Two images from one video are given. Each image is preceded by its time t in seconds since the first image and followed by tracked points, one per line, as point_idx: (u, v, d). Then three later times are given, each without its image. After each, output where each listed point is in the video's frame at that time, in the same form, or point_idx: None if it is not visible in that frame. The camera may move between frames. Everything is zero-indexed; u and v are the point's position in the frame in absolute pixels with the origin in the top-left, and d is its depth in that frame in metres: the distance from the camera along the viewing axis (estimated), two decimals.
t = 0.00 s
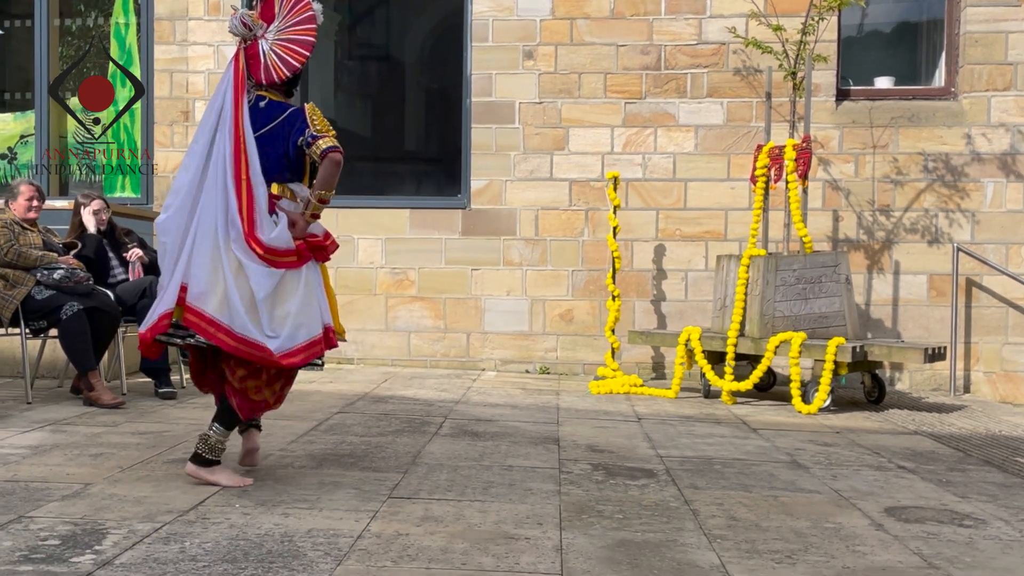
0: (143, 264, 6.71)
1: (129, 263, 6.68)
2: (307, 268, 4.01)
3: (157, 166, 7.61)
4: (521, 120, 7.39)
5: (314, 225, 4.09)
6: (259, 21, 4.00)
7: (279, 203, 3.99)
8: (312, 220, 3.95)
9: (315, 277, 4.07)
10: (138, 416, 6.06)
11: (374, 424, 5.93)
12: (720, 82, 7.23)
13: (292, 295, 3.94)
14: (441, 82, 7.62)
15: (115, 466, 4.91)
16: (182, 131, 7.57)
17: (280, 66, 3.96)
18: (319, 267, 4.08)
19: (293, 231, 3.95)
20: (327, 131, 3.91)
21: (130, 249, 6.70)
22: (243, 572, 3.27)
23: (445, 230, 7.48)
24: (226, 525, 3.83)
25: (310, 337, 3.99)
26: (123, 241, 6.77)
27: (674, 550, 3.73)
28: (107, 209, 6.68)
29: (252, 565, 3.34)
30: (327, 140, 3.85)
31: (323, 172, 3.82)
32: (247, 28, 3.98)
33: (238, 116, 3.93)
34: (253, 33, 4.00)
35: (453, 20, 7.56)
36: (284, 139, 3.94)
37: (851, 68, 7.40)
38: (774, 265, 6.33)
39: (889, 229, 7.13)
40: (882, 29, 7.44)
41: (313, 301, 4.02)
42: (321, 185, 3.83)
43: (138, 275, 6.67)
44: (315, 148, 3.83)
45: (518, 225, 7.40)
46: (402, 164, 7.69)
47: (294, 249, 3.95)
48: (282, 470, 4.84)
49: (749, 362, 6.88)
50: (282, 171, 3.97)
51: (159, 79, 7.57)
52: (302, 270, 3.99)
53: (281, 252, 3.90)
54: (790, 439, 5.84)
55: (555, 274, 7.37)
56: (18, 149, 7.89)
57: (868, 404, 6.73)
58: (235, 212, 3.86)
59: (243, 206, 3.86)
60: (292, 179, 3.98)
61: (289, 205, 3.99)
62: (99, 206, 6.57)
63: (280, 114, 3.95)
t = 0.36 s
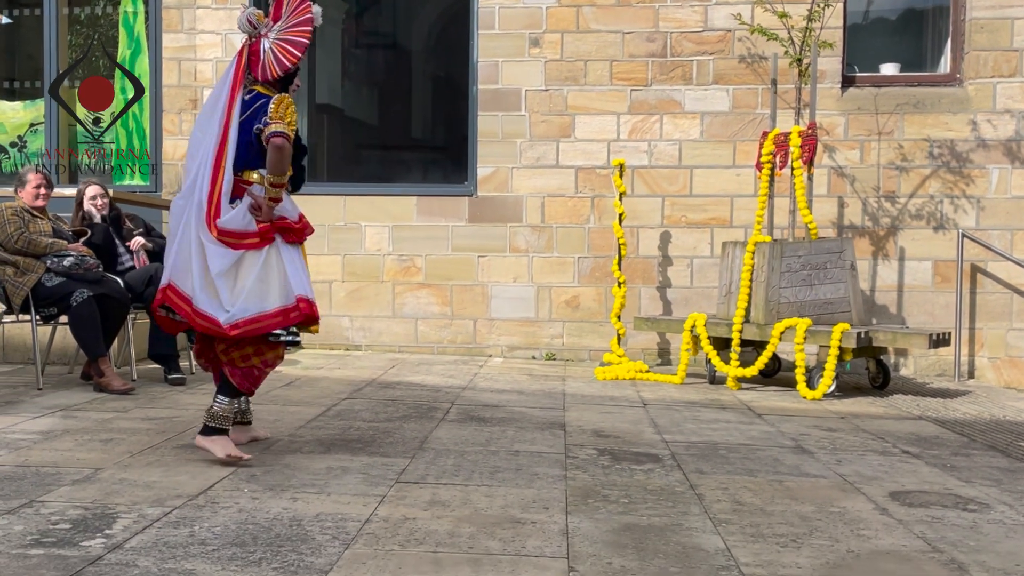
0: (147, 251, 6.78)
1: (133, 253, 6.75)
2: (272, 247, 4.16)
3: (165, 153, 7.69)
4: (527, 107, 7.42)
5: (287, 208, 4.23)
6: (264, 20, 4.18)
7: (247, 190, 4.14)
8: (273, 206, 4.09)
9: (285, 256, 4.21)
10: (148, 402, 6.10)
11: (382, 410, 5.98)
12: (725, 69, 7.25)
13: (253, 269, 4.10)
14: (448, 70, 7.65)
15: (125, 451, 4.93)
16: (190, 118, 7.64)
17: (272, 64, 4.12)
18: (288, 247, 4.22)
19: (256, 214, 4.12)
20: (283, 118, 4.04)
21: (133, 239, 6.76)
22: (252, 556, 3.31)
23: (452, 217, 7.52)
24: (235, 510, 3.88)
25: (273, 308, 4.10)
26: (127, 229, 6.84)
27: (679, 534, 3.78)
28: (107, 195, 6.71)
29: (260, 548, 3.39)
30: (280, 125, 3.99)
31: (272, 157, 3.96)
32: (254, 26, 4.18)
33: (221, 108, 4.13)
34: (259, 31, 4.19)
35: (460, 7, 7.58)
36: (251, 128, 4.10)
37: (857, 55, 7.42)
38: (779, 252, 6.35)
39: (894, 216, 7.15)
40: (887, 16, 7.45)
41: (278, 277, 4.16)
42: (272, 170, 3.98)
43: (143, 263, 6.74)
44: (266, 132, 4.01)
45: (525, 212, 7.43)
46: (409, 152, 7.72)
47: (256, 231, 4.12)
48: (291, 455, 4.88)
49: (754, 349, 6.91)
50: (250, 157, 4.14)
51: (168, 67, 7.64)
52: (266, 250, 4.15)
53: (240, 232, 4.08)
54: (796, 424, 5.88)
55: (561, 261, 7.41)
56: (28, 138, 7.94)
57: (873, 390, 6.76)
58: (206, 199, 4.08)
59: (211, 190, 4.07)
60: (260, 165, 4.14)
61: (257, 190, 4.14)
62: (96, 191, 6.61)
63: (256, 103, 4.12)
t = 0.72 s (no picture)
0: (159, 244, 6.81)
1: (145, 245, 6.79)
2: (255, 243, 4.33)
3: (173, 147, 7.75)
4: (533, 100, 7.45)
5: (277, 202, 4.38)
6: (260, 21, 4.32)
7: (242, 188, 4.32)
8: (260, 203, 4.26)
9: (271, 253, 4.36)
10: (159, 395, 6.15)
11: (390, 402, 6.03)
12: (731, 61, 7.27)
13: (233, 267, 4.31)
14: (454, 64, 7.68)
15: (135, 443, 4.97)
16: (199, 113, 7.71)
17: (265, 65, 4.27)
18: (274, 244, 4.37)
19: (245, 211, 4.31)
20: (264, 116, 4.18)
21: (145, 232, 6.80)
22: (263, 546, 3.36)
23: (458, 210, 7.56)
24: (246, 501, 3.93)
25: (249, 306, 4.31)
26: (140, 223, 6.86)
27: (686, 523, 3.81)
28: (122, 189, 6.77)
29: (271, 539, 3.44)
30: (259, 123, 4.13)
31: (251, 155, 4.12)
32: (251, 29, 4.34)
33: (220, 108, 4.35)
34: (257, 33, 4.34)
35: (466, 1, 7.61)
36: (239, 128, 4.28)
37: (862, 46, 7.44)
38: (785, 244, 6.45)
39: (899, 207, 7.18)
40: (892, 8, 7.47)
41: (258, 275, 4.34)
42: (252, 167, 4.15)
43: (154, 256, 6.78)
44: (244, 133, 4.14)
45: (531, 205, 7.47)
46: (415, 146, 7.76)
47: (243, 227, 4.31)
48: (300, 446, 4.92)
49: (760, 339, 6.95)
50: (240, 156, 4.32)
51: (176, 62, 7.71)
52: (251, 247, 4.34)
53: (226, 230, 4.28)
54: (802, 414, 5.91)
55: (568, 253, 7.44)
56: (38, 134, 8.00)
57: (879, 379, 6.79)
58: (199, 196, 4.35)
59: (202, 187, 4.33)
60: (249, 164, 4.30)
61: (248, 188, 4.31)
62: (113, 183, 6.72)
63: (243, 102, 4.28)
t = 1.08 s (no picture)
0: (168, 245, 6.84)
1: (153, 245, 6.82)
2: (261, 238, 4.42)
3: (181, 148, 7.80)
4: (538, 99, 7.48)
5: (284, 204, 4.48)
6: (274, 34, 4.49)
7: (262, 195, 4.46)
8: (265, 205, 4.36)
9: (275, 246, 4.43)
10: (168, 394, 6.20)
11: (397, 400, 6.07)
12: (735, 59, 7.29)
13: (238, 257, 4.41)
14: (459, 64, 7.72)
15: (145, 442, 5.01)
16: (206, 114, 7.76)
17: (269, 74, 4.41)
18: (279, 240, 4.44)
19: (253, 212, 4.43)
20: (265, 126, 4.28)
21: (153, 232, 6.84)
22: (271, 544, 3.40)
23: (464, 209, 7.59)
24: (255, 499, 3.97)
25: (246, 293, 4.38)
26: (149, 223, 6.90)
27: (692, 519, 3.84)
28: (134, 189, 6.78)
29: (279, 537, 3.48)
30: (256, 133, 4.22)
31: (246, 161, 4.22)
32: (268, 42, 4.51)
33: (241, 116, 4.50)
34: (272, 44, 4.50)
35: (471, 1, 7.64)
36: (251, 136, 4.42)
37: (866, 43, 7.46)
38: (790, 240, 6.42)
39: (904, 203, 7.20)
40: (895, 5, 7.49)
41: (259, 266, 4.40)
42: (249, 174, 4.24)
43: (162, 256, 6.82)
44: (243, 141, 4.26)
45: (537, 204, 7.51)
46: (421, 145, 7.80)
47: (252, 226, 4.43)
48: (308, 444, 4.95)
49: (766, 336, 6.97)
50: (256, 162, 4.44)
51: (183, 64, 7.76)
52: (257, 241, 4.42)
53: (235, 227, 4.42)
54: (808, 410, 5.93)
55: (574, 251, 7.48)
56: (47, 136, 8.05)
57: (884, 375, 6.81)
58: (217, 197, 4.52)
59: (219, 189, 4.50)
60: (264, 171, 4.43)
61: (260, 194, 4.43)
62: (126, 185, 6.66)
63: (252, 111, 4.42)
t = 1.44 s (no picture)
0: (176, 252, 6.88)
1: (162, 252, 6.87)
2: (278, 249, 4.74)
3: (189, 155, 7.87)
4: (543, 104, 7.53)
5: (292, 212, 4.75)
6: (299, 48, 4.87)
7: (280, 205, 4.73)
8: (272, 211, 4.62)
9: (288, 258, 4.73)
10: (177, 399, 6.25)
11: (405, 403, 6.12)
12: (738, 63, 7.34)
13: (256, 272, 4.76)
14: (464, 69, 7.78)
15: (155, 446, 5.06)
16: (213, 121, 7.83)
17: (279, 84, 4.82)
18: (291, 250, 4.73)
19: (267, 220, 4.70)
20: (272, 138, 4.57)
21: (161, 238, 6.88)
22: (280, 547, 3.45)
23: (470, 213, 7.64)
24: (263, 502, 4.02)
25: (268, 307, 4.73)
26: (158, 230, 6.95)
27: (698, 520, 3.88)
28: (143, 197, 6.85)
29: (289, 540, 3.52)
30: (264, 144, 4.52)
31: (253, 171, 4.50)
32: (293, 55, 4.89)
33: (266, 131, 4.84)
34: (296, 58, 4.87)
35: (475, 7, 7.70)
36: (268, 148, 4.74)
37: (868, 46, 7.50)
38: (794, 242, 6.46)
39: (907, 205, 7.23)
40: (897, 7, 7.52)
41: (276, 278, 4.75)
42: (257, 183, 4.53)
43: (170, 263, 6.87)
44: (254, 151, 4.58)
45: (542, 207, 7.55)
46: (427, 150, 7.85)
47: (267, 235, 4.71)
48: (316, 448, 5.00)
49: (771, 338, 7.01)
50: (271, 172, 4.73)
51: (191, 71, 7.84)
52: (273, 252, 4.75)
53: (252, 238, 4.72)
54: (812, 411, 5.97)
55: (579, 255, 7.52)
56: (57, 144, 8.12)
57: (888, 376, 6.85)
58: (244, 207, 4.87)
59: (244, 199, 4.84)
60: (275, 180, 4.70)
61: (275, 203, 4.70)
62: (136, 193, 6.75)
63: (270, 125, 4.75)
